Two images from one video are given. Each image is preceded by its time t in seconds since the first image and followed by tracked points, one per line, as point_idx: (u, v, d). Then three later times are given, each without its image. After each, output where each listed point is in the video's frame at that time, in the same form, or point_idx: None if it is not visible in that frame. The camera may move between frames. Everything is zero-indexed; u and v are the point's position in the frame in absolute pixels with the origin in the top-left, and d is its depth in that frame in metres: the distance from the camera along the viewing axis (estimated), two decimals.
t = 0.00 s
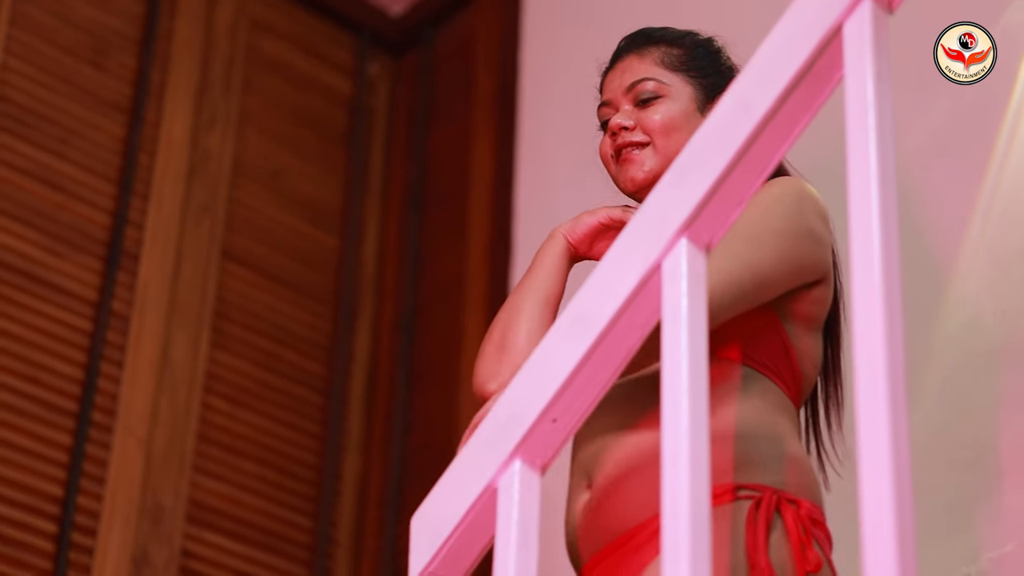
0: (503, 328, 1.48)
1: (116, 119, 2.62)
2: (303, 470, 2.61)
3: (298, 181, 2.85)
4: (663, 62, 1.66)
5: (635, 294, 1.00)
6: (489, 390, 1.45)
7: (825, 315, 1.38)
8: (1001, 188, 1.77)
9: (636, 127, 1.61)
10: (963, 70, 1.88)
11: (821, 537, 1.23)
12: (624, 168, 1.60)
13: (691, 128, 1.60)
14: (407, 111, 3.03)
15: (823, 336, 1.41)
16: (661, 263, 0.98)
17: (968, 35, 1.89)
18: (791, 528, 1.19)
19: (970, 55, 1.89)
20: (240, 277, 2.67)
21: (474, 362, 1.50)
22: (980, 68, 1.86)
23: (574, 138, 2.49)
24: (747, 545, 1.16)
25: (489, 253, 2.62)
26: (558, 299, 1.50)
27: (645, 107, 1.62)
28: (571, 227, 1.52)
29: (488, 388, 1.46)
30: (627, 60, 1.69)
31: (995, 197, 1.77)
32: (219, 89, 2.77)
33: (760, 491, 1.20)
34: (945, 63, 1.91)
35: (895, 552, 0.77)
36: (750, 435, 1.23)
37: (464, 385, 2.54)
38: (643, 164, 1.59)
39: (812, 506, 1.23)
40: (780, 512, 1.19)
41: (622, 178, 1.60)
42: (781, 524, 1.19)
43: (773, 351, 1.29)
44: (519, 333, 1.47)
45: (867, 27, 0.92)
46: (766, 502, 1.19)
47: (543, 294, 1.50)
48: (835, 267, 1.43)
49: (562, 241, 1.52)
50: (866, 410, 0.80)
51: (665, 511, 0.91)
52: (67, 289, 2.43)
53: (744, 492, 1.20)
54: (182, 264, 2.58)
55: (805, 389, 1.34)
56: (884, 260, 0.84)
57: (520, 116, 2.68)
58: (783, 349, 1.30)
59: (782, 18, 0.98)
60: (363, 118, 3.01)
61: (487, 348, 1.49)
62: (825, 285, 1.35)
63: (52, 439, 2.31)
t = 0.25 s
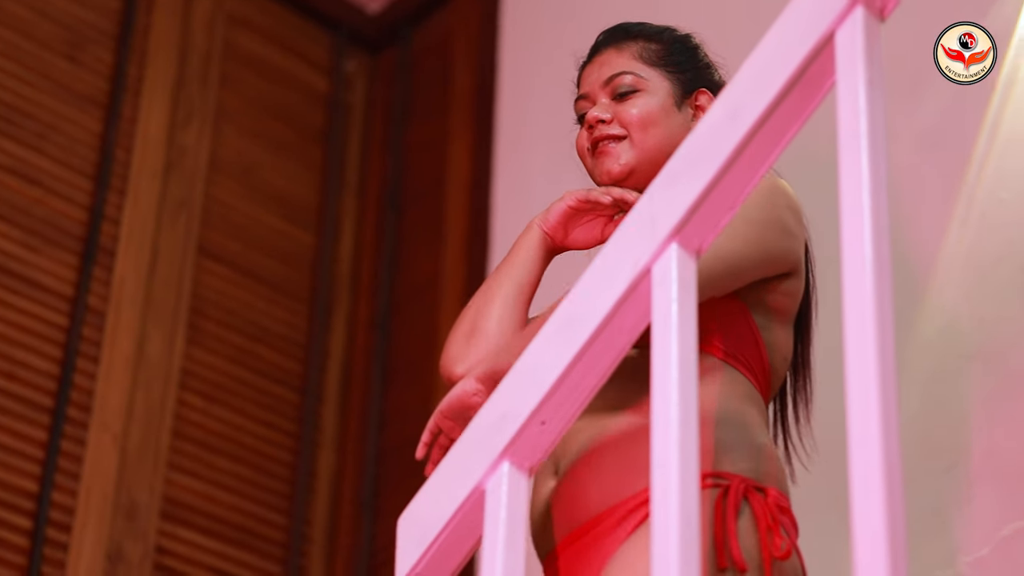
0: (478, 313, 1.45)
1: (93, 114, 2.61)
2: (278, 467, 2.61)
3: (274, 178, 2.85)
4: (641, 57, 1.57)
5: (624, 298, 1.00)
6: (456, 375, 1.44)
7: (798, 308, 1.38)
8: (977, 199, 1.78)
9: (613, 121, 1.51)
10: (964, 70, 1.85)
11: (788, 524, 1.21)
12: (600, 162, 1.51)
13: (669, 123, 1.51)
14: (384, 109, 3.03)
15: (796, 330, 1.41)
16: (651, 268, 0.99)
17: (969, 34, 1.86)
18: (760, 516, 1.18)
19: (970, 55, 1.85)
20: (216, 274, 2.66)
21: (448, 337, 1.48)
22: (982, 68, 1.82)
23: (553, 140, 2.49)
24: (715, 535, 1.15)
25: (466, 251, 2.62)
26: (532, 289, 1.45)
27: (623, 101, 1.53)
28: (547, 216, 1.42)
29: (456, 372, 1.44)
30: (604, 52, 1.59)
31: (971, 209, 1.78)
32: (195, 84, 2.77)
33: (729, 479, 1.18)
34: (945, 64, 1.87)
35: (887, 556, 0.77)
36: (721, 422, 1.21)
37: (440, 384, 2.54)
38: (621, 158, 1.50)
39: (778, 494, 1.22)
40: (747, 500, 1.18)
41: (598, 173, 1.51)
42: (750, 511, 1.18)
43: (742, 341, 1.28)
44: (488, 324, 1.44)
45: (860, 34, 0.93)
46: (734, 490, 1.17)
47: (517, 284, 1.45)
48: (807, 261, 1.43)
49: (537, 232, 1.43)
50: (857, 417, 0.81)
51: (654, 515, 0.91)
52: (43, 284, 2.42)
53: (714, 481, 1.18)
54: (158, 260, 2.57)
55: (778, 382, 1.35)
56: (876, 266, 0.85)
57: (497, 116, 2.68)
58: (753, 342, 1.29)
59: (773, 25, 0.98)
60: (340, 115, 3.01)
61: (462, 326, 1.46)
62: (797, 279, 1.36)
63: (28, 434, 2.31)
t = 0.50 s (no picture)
0: (463, 308, 1.45)
1: (76, 111, 2.61)
2: (260, 466, 2.61)
3: (258, 176, 2.84)
4: (625, 52, 1.56)
5: (619, 301, 1.00)
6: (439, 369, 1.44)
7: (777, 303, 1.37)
8: (964, 204, 1.77)
9: (597, 115, 1.50)
10: (964, 70, 1.84)
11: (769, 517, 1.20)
12: (583, 156, 1.49)
13: (652, 118, 1.49)
14: (367, 107, 3.02)
15: (777, 324, 1.40)
16: (646, 272, 0.99)
17: (968, 34, 1.85)
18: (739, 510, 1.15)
19: (970, 55, 1.85)
20: (198, 272, 2.66)
21: (432, 331, 1.48)
22: (981, 70, 1.82)
23: (538, 140, 2.49)
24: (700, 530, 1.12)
25: (450, 250, 2.62)
26: (521, 287, 1.46)
27: (606, 96, 1.52)
28: (540, 212, 1.45)
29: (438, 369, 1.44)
30: (587, 48, 1.58)
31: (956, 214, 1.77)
32: (179, 81, 2.76)
33: (710, 472, 1.17)
34: (945, 63, 1.86)
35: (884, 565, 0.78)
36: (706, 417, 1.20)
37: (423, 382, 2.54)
38: (604, 152, 1.48)
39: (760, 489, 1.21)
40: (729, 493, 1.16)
41: (580, 166, 1.49)
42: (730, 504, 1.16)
43: (722, 335, 1.26)
44: (475, 320, 1.44)
45: (857, 39, 0.93)
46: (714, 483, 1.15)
47: (507, 280, 1.46)
48: (788, 256, 1.42)
49: (530, 227, 1.45)
50: (855, 428, 0.81)
51: (649, 519, 0.91)
52: (27, 281, 2.41)
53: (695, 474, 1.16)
54: (141, 257, 2.57)
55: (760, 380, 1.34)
56: (873, 273, 0.85)
57: (481, 114, 2.68)
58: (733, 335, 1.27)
59: (768, 32, 0.99)
60: (323, 112, 3.01)
61: (446, 321, 1.46)
62: (777, 275, 1.34)
63: (10, 431, 2.30)
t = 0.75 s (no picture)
0: (452, 306, 1.46)
1: (59, 106, 2.60)
2: (241, 463, 2.60)
3: (240, 173, 2.84)
4: (607, 46, 1.53)
5: (614, 304, 1.00)
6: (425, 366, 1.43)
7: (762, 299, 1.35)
8: (947, 213, 1.77)
9: (580, 109, 1.46)
10: (964, 70, 1.83)
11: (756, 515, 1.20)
12: (567, 151, 1.45)
13: (636, 113, 1.46)
14: (350, 104, 3.02)
15: (760, 319, 1.39)
16: (641, 275, 0.99)
17: (969, 34, 1.83)
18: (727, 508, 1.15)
19: (971, 55, 1.83)
20: (180, 268, 2.65)
21: (418, 330, 1.47)
22: (982, 69, 1.80)
23: (523, 141, 2.48)
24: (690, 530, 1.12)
25: (433, 249, 2.62)
26: (511, 285, 1.47)
27: (589, 90, 1.48)
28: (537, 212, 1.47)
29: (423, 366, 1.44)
30: (568, 43, 1.55)
31: (938, 222, 1.77)
32: (162, 77, 2.75)
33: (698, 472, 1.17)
34: (945, 64, 1.85)
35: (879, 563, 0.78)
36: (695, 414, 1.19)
37: (405, 381, 2.54)
38: (588, 147, 1.44)
39: (746, 487, 1.20)
40: (717, 494, 1.16)
41: (563, 161, 1.45)
42: (717, 503, 1.15)
43: (709, 331, 1.25)
44: (464, 316, 1.44)
45: (854, 44, 0.94)
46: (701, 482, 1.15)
47: (497, 278, 1.47)
48: (772, 253, 1.42)
49: (525, 226, 1.47)
50: (851, 429, 0.82)
51: (645, 523, 0.92)
52: (8, 277, 2.40)
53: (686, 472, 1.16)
54: (123, 254, 2.56)
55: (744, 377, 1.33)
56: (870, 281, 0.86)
57: (465, 113, 2.68)
58: (718, 327, 1.26)
59: (765, 37, 0.99)
60: (306, 109, 3.00)
61: (433, 320, 1.47)
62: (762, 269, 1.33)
63: None
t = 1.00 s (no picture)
0: (441, 305, 1.45)
1: (45, 102, 2.59)
2: (226, 461, 2.60)
3: (226, 170, 2.83)
4: (593, 43, 1.51)
5: (610, 307, 1.01)
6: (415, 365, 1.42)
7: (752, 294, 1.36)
8: (935, 217, 1.78)
9: (568, 107, 1.45)
10: (964, 70, 1.82)
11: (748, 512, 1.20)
12: (556, 150, 1.43)
13: (624, 109, 1.45)
14: (338, 100, 3.02)
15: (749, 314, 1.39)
16: (637, 278, 1.00)
17: (969, 34, 1.83)
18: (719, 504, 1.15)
19: (971, 55, 1.82)
20: (166, 266, 2.65)
21: (407, 331, 1.46)
22: (981, 70, 1.80)
23: (512, 140, 2.48)
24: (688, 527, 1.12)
25: (420, 248, 2.62)
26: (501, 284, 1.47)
27: (576, 88, 1.47)
28: (524, 210, 1.48)
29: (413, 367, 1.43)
30: (553, 40, 1.53)
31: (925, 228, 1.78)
32: (148, 73, 2.75)
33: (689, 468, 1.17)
34: (945, 64, 1.85)
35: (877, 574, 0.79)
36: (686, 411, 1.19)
37: (392, 379, 2.54)
38: (578, 144, 1.43)
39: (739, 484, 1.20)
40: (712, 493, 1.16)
41: (552, 160, 1.44)
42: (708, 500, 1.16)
43: (701, 328, 1.25)
44: (454, 315, 1.44)
45: (852, 51, 0.94)
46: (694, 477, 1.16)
47: (487, 276, 1.47)
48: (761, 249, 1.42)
49: (513, 224, 1.48)
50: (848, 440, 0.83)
51: (640, 524, 0.92)
52: None
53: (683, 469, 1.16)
54: (109, 250, 2.56)
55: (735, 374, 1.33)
56: (868, 289, 0.86)
57: (451, 112, 2.68)
58: (708, 321, 1.26)
59: (763, 43, 0.99)
60: (293, 107, 3.00)
61: (422, 320, 1.46)
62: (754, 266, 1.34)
63: None
